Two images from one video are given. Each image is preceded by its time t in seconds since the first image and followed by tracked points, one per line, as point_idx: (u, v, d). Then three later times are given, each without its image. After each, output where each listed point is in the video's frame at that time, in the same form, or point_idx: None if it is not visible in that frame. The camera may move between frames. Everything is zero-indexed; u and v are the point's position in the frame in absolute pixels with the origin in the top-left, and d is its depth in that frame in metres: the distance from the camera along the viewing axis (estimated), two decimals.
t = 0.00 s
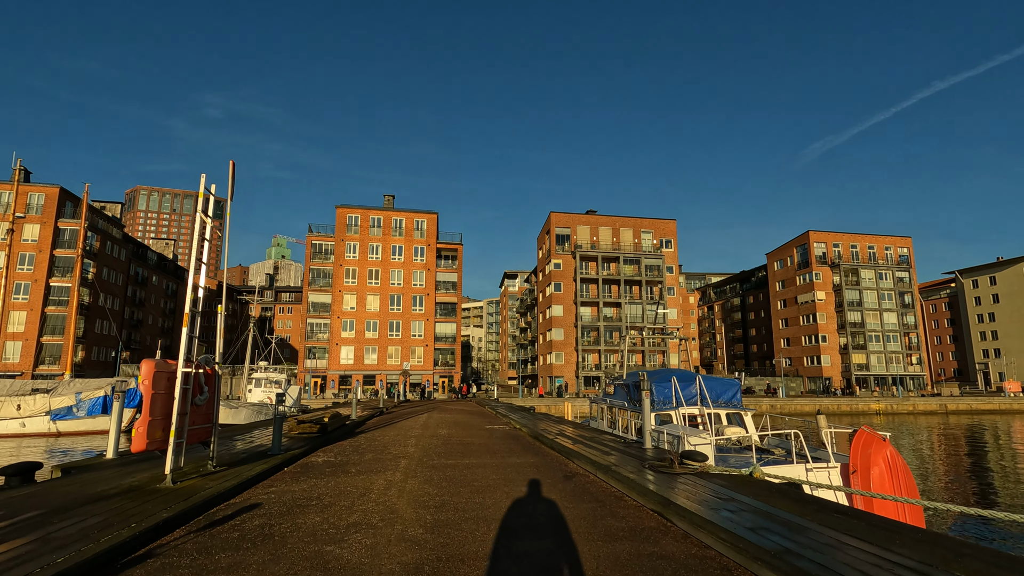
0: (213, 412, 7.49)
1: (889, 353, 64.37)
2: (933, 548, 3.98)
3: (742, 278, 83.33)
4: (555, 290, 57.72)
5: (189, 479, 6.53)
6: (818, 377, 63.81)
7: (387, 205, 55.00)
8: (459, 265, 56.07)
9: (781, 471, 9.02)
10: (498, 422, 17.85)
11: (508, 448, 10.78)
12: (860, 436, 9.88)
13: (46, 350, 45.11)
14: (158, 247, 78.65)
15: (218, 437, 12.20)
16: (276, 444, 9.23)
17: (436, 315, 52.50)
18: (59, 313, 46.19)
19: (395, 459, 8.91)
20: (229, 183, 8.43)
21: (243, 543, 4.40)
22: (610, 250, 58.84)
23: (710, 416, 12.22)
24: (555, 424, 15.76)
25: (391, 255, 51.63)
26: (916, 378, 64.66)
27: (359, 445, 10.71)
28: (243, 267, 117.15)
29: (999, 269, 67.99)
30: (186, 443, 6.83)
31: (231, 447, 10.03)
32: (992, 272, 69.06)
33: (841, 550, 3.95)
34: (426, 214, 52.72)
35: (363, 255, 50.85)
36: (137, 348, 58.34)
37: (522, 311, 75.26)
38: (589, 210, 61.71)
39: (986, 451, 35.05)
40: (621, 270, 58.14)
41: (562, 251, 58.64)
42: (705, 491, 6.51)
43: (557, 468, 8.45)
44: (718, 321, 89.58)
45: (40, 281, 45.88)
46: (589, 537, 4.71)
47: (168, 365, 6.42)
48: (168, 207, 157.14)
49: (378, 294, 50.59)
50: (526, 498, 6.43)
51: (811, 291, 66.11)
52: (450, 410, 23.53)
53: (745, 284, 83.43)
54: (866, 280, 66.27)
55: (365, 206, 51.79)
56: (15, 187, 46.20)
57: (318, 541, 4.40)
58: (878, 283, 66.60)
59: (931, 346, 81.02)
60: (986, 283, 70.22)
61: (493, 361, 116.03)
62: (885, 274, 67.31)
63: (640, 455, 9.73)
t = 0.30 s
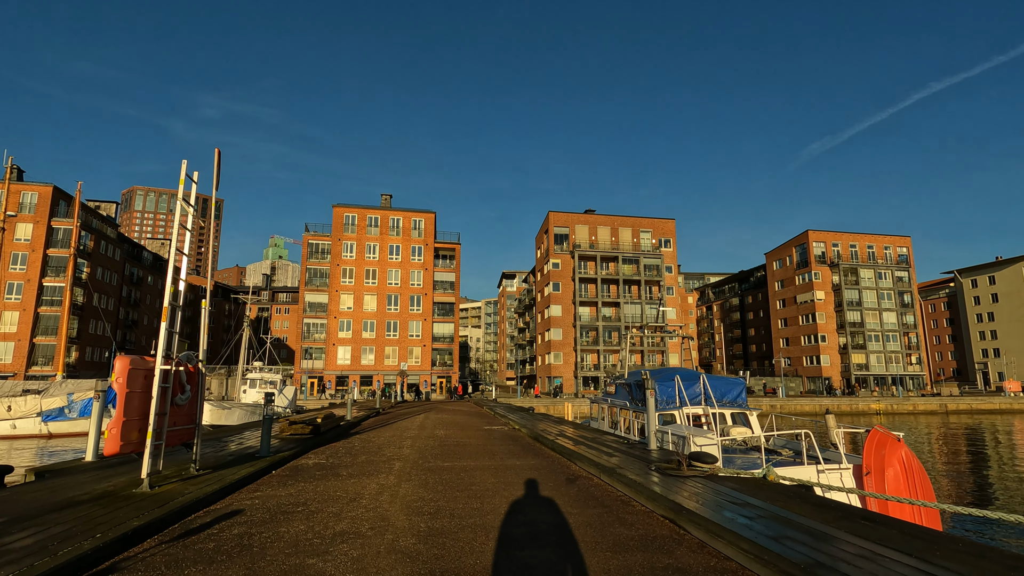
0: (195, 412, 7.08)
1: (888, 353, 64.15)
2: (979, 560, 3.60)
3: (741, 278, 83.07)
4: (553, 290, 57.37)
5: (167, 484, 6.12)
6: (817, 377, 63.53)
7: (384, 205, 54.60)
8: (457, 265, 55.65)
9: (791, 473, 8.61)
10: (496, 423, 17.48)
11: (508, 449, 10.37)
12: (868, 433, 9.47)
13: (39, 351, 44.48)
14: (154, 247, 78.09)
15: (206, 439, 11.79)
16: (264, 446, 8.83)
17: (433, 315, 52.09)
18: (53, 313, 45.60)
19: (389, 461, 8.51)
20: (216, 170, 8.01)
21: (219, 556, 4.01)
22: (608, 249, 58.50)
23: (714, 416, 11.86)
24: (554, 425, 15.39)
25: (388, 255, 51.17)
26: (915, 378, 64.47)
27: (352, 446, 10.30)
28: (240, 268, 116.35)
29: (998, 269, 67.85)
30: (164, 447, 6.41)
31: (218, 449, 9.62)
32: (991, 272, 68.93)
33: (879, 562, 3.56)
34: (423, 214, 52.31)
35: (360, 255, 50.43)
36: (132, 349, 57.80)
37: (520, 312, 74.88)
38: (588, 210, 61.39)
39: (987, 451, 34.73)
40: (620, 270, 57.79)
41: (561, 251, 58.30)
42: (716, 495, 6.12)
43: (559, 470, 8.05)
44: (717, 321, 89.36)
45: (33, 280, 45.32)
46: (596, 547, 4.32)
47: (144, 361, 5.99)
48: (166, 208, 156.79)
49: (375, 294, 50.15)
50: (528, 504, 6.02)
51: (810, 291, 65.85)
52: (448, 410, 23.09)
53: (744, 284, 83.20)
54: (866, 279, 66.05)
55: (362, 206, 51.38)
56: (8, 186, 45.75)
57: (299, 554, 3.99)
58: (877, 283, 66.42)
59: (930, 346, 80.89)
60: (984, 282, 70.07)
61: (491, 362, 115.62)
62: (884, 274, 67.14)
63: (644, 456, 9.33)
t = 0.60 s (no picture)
0: (177, 417, 6.64)
1: (894, 354, 63.58)
2: None
3: (744, 278, 82.53)
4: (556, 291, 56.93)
5: (143, 496, 5.67)
6: (822, 378, 62.97)
7: (385, 205, 54.17)
8: (458, 266, 55.21)
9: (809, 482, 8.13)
10: (498, 426, 17.02)
11: (509, 456, 9.88)
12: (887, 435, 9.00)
13: (37, 352, 44.13)
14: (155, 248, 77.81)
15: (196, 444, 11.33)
16: (253, 453, 8.33)
17: (435, 316, 51.65)
18: (51, 314, 45.22)
19: (384, 469, 8.01)
20: (199, 160, 7.58)
21: None
22: (611, 250, 58.04)
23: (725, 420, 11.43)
24: (557, 429, 14.95)
25: (389, 255, 50.75)
26: (921, 379, 63.88)
27: (347, 452, 9.83)
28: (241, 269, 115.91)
29: (1004, 269, 67.22)
30: (140, 456, 5.95)
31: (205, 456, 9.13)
32: (997, 272, 68.29)
33: None
34: (424, 214, 51.87)
35: (360, 255, 50.01)
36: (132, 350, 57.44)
37: (522, 313, 74.46)
38: (590, 210, 60.94)
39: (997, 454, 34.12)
40: (622, 270, 57.33)
41: (563, 251, 57.87)
42: (736, 510, 5.63)
43: (564, 479, 7.56)
44: (720, 322, 88.82)
45: (31, 281, 44.94)
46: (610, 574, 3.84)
47: (117, 364, 5.54)
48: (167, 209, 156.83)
49: (375, 295, 49.74)
50: (533, 519, 5.53)
51: (814, 291, 65.28)
52: (448, 412, 22.65)
53: (747, 285, 82.63)
54: (871, 280, 65.48)
55: (362, 206, 50.96)
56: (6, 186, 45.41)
57: None
58: (882, 283, 65.88)
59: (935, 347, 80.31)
60: (990, 282, 69.44)
61: (492, 363, 115.18)
62: (889, 274, 66.58)
63: (654, 463, 8.82)
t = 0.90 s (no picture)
0: (155, 417, 6.27)
1: (895, 355, 63.24)
2: None
3: (744, 279, 82.22)
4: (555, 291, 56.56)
5: (115, 502, 5.30)
6: (823, 379, 62.61)
7: (384, 204, 53.82)
8: (457, 265, 54.84)
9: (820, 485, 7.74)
10: (496, 427, 16.69)
11: (507, 457, 9.51)
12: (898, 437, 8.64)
13: (33, 352, 43.76)
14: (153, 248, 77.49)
15: (184, 445, 10.98)
16: (240, 455, 7.97)
17: (433, 316, 51.29)
18: (47, 314, 44.80)
19: (376, 472, 7.64)
20: (182, 147, 7.20)
21: None
22: (610, 249, 57.69)
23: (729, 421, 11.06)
24: (557, 429, 14.62)
25: (387, 255, 50.40)
26: (922, 380, 63.55)
27: (338, 454, 9.46)
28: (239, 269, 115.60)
29: (1006, 270, 66.86)
30: (113, 459, 5.58)
31: (191, 458, 8.78)
32: (998, 273, 67.92)
33: None
34: (423, 213, 51.50)
35: (359, 255, 49.67)
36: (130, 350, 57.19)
37: (521, 313, 74.18)
38: (589, 210, 60.59)
39: (1002, 456, 33.72)
40: (622, 270, 56.98)
41: (562, 251, 57.50)
42: (749, 517, 5.28)
43: (566, 482, 7.20)
44: (720, 322, 88.50)
45: (26, 281, 44.54)
46: None
47: (86, 361, 5.18)
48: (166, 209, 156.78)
49: (374, 295, 49.38)
50: (533, 526, 5.17)
51: (815, 291, 64.91)
52: (445, 414, 22.28)
53: (747, 285, 82.32)
54: (872, 280, 65.20)
55: (361, 205, 50.59)
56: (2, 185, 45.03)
57: None
58: (883, 283, 65.58)
59: (936, 348, 80.02)
60: (992, 283, 69.09)
61: (492, 363, 114.89)
62: (890, 274, 66.27)
63: (658, 466, 8.44)
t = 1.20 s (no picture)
0: (132, 423, 5.90)
1: (896, 355, 62.96)
2: None
3: (744, 279, 81.90)
4: (555, 291, 56.15)
5: (84, 516, 4.91)
6: (824, 379, 62.34)
7: (382, 204, 53.39)
8: (456, 265, 54.43)
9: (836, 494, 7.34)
10: (495, 430, 16.27)
11: (507, 464, 9.12)
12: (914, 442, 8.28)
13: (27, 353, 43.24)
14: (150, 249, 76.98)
15: (171, 450, 10.58)
16: (226, 462, 7.57)
17: (432, 316, 50.89)
18: (42, 314, 44.31)
19: (369, 481, 7.24)
20: (163, 136, 6.79)
21: None
22: (610, 249, 57.33)
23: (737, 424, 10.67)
24: (558, 433, 14.23)
25: (386, 255, 49.99)
26: (923, 380, 63.26)
27: (331, 460, 9.06)
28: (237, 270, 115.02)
29: (1007, 270, 66.61)
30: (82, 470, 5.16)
31: (176, 463, 8.40)
32: (999, 273, 67.67)
33: None
34: (423, 213, 51.10)
35: (357, 255, 49.24)
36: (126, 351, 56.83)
37: (520, 314, 73.80)
38: (589, 209, 60.20)
39: (1006, 457, 33.44)
40: (622, 270, 56.64)
41: (562, 251, 57.09)
42: (768, 533, 4.89)
43: (570, 491, 6.81)
44: (720, 323, 88.16)
45: (21, 281, 44.03)
46: None
47: (48, 365, 4.74)
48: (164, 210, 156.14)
49: (372, 295, 48.97)
50: (536, 544, 4.77)
51: (816, 291, 64.58)
52: (443, 416, 21.87)
53: (747, 286, 82.00)
54: (873, 280, 64.88)
55: (359, 205, 50.13)
56: None
57: None
58: (884, 283, 65.24)
59: (936, 348, 79.76)
60: (993, 283, 68.83)
61: (491, 364, 114.48)
62: (891, 274, 65.97)
63: (666, 473, 8.04)
